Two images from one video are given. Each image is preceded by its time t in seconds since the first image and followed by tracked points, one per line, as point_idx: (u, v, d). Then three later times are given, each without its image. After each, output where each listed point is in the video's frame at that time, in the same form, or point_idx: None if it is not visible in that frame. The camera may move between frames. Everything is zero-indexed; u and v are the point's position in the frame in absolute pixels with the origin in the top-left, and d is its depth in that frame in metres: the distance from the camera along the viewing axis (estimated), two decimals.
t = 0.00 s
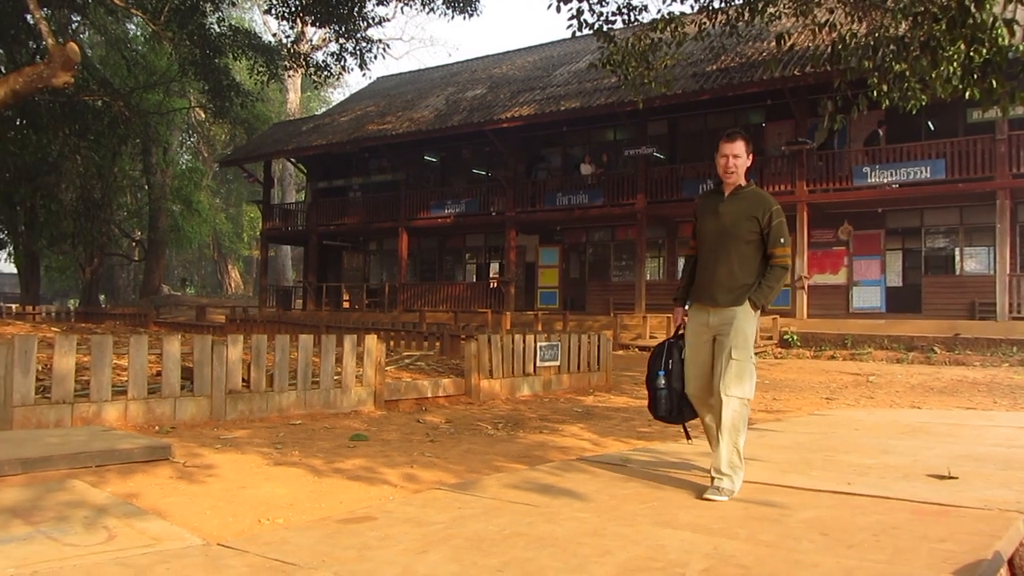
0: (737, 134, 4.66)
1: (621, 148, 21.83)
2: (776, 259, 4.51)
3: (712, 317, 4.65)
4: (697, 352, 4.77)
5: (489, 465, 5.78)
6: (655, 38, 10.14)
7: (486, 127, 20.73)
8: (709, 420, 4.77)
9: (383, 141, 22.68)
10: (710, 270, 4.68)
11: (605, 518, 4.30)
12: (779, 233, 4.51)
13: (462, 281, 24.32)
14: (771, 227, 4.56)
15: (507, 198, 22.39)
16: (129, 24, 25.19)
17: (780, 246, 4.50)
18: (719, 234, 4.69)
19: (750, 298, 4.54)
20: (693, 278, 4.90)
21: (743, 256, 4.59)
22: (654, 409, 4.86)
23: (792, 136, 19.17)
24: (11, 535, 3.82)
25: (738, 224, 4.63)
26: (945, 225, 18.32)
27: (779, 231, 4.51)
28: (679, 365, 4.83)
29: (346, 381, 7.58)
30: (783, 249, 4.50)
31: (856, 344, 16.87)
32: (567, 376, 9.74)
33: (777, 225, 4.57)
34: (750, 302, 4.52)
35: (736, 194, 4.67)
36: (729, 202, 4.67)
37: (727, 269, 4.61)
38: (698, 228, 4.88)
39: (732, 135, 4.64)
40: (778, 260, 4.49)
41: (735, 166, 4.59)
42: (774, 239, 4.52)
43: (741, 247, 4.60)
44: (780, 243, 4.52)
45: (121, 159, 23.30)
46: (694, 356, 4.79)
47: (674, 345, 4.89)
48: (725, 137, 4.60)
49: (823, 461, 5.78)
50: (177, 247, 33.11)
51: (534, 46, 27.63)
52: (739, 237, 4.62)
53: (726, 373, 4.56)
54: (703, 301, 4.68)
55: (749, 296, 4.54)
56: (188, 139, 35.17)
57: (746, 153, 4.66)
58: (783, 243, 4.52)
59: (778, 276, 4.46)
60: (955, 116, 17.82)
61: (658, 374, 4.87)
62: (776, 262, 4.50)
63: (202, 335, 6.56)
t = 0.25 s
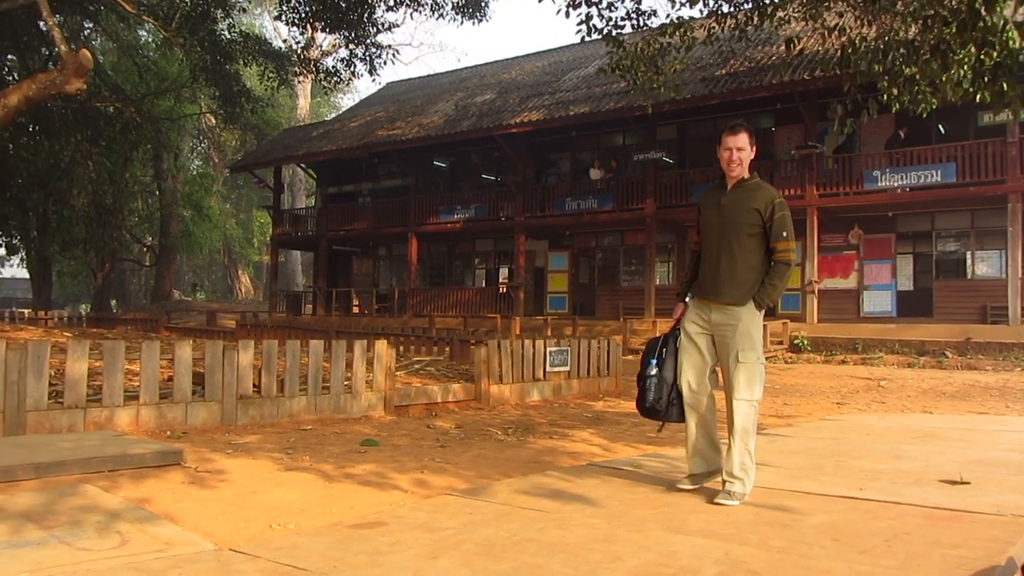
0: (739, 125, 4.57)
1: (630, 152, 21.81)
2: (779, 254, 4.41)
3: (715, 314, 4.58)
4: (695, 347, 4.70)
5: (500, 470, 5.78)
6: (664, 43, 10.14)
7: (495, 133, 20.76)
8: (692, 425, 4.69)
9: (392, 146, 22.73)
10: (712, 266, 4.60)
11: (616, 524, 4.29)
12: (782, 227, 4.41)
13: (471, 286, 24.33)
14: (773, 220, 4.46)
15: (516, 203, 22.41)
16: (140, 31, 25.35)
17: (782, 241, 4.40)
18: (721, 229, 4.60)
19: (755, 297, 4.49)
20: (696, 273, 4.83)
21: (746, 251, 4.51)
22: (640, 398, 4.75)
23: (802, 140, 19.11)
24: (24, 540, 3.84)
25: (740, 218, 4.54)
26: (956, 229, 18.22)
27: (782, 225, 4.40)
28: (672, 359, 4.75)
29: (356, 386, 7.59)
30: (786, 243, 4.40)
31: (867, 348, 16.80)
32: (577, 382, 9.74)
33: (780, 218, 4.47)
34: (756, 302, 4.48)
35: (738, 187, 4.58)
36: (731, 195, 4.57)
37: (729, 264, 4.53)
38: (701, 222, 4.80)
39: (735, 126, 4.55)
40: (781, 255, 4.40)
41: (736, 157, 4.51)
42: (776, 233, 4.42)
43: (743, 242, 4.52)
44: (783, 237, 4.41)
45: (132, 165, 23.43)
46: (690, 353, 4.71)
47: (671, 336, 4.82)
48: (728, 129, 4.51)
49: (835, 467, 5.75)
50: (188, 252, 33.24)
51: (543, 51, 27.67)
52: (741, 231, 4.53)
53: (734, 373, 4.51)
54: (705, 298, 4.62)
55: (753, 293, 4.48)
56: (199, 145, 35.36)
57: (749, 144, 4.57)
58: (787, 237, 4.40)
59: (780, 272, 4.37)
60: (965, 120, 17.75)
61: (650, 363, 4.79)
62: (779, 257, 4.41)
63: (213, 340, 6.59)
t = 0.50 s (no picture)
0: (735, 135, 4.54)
1: (639, 161, 21.83)
2: (782, 265, 4.37)
3: (718, 327, 4.52)
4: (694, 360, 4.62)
5: (510, 480, 5.76)
6: (674, 52, 10.15)
7: (505, 142, 20.81)
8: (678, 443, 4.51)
9: (402, 156, 22.81)
10: (714, 278, 4.54)
11: (627, 535, 4.27)
12: (783, 236, 4.38)
13: (481, 295, 24.36)
14: (774, 230, 4.42)
15: (526, 212, 22.44)
16: (153, 42, 25.55)
17: (784, 251, 4.37)
18: (721, 241, 4.55)
19: (759, 309, 4.43)
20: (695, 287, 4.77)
21: (747, 262, 4.46)
22: (633, 414, 4.63)
23: (812, 149, 19.09)
24: (38, 549, 3.85)
25: (740, 229, 4.49)
26: (968, 237, 18.15)
27: (783, 235, 4.38)
28: (669, 373, 4.66)
29: (367, 396, 7.60)
30: (786, 253, 4.37)
31: (879, 357, 16.71)
32: (587, 391, 9.73)
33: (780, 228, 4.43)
34: (759, 314, 4.42)
35: (736, 198, 4.54)
36: (731, 206, 4.53)
37: (732, 276, 4.47)
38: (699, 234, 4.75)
39: (731, 137, 4.53)
40: (783, 266, 4.37)
41: (735, 167, 4.47)
42: (777, 243, 4.39)
43: (745, 252, 4.46)
44: (784, 247, 4.37)
45: (144, 176, 23.58)
46: (688, 366, 4.63)
47: (667, 350, 4.72)
48: (724, 138, 4.48)
49: (847, 477, 5.71)
50: (198, 261, 33.38)
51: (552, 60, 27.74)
52: (742, 242, 4.48)
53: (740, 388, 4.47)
54: (708, 311, 4.55)
55: (757, 305, 4.42)
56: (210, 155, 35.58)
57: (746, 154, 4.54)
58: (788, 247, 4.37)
59: (783, 283, 4.34)
60: (976, 127, 17.68)
61: (644, 378, 4.68)
62: (783, 268, 4.37)
63: (225, 350, 6.61)
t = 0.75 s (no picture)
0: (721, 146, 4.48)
1: (649, 168, 21.81)
2: (770, 278, 4.36)
3: (706, 343, 4.43)
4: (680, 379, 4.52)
5: (518, 486, 5.75)
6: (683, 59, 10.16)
7: (514, 147, 20.84)
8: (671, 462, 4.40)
9: (412, 161, 22.86)
10: (701, 291, 4.45)
11: (635, 542, 4.24)
12: (771, 249, 4.38)
13: (489, 300, 24.37)
14: (762, 243, 4.40)
15: (534, 217, 22.46)
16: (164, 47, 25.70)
17: (771, 263, 4.36)
18: (707, 253, 4.47)
19: (748, 322, 4.38)
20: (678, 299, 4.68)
21: (736, 274, 4.41)
22: (622, 440, 4.54)
23: (823, 156, 19.05)
24: (47, 552, 3.86)
25: (727, 242, 4.44)
26: (979, 245, 18.06)
27: (771, 248, 4.37)
28: (656, 395, 4.58)
29: (375, 400, 7.61)
30: (773, 266, 4.37)
31: (888, 365, 16.65)
32: (595, 398, 9.72)
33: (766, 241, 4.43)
34: (749, 326, 4.36)
35: (722, 210, 4.49)
36: (718, 218, 4.46)
37: (721, 289, 4.40)
38: (682, 246, 4.65)
39: (717, 148, 4.46)
40: (771, 278, 4.36)
41: (724, 179, 4.41)
42: (764, 255, 4.38)
43: (733, 265, 4.41)
44: (772, 260, 4.37)
45: (154, 179, 23.70)
46: (675, 387, 4.53)
47: (653, 372, 4.64)
48: (711, 150, 4.42)
49: (856, 486, 5.68)
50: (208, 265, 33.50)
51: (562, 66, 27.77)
52: (729, 255, 4.42)
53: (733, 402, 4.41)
54: (696, 326, 4.46)
55: (746, 318, 4.38)
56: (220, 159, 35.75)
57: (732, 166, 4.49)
58: (775, 260, 4.37)
59: (772, 295, 4.33)
60: (988, 135, 17.61)
61: (632, 403, 4.59)
62: (771, 281, 4.36)
63: (234, 354, 6.64)
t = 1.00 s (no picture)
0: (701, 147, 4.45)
1: (660, 175, 21.79)
2: (755, 275, 4.33)
3: (694, 344, 4.39)
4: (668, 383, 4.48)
5: (524, 493, 5.74)
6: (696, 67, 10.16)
7: (525, 153, 20.86)
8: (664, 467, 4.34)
9: (423, 165, 22.91)
10: (688, 292, 4.41)
11: (641, 549, 4.21)
12: (755, 246, 4.35)
13: (499, 305, 24.37)
14: (746, 241, 4.37)
15: (545, 224, 22.47)
16: (178, 49, 25.85)
17: (755, 261, 4.34)
18: (691, 252, 4.43)
19: (736, 320, 4.34)
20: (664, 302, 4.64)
21: (721, 274, 4.37)
22: (612, 447, 4.54)
23: (834, 166, 19.01)
24: (57, 551, 3.88)
25: (711, 241, 4.40)
26: (991, 257, 17.97)
27: (755, 244, 4.35)
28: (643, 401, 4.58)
29: (383, 404, 7.62)
30: (757, 263, 4.35)
31: (898, 377, 16.57)
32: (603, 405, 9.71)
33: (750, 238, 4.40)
34: (737, 324, 4.32)
35: (704, 210, 4.46)
36: (701, 218, 4.42)
37: (707, 289, 4.36)
38: (665, 249, 4.61)
39: (698, 150, 4.43)
40: (756, 276, 4.33)
41: (706, 180, 4.38)
42: (748, 253, 4.35)
43: (719, 263, 4.37)
44: (756, 257, 4.35)
45: (167, 181, 23.81)
46: (665, 391, 4.49)
47: (639, 377, 4.65)
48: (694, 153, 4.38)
49: (864, 498, 5.65)
50: (218, 266, 33.62)
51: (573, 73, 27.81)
52: (714, 254, 4.38)
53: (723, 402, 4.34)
54: (684, 327, 4.41)
55: (733, 316, 4.34)
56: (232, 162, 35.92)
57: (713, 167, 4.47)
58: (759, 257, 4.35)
59: (757, 292, 4.31)
60: (1001, 147, 17.52)
61: (619, 409, 4.59)
62: (756, 278, 4.33)
63: (243, 356, 6.67)
